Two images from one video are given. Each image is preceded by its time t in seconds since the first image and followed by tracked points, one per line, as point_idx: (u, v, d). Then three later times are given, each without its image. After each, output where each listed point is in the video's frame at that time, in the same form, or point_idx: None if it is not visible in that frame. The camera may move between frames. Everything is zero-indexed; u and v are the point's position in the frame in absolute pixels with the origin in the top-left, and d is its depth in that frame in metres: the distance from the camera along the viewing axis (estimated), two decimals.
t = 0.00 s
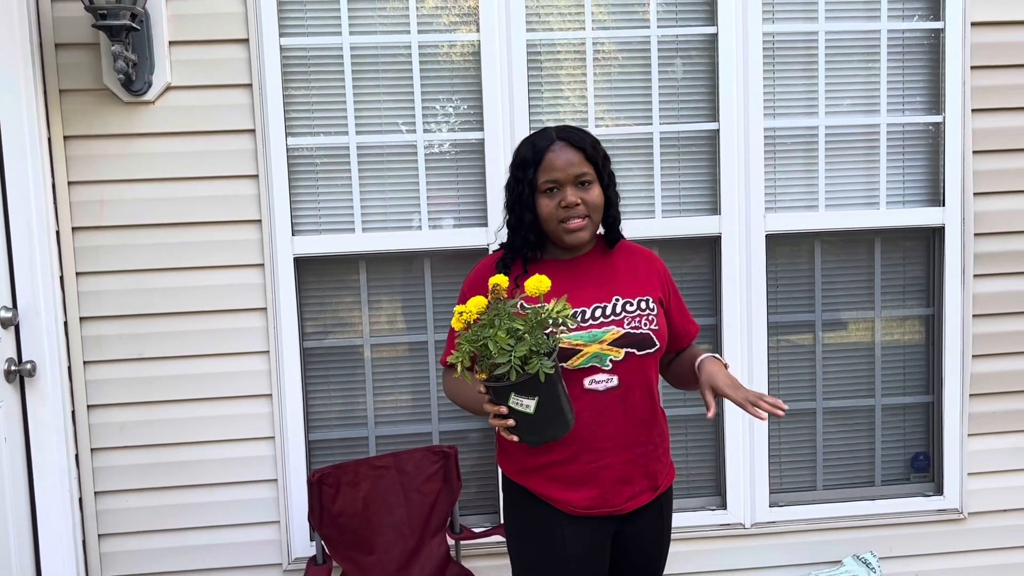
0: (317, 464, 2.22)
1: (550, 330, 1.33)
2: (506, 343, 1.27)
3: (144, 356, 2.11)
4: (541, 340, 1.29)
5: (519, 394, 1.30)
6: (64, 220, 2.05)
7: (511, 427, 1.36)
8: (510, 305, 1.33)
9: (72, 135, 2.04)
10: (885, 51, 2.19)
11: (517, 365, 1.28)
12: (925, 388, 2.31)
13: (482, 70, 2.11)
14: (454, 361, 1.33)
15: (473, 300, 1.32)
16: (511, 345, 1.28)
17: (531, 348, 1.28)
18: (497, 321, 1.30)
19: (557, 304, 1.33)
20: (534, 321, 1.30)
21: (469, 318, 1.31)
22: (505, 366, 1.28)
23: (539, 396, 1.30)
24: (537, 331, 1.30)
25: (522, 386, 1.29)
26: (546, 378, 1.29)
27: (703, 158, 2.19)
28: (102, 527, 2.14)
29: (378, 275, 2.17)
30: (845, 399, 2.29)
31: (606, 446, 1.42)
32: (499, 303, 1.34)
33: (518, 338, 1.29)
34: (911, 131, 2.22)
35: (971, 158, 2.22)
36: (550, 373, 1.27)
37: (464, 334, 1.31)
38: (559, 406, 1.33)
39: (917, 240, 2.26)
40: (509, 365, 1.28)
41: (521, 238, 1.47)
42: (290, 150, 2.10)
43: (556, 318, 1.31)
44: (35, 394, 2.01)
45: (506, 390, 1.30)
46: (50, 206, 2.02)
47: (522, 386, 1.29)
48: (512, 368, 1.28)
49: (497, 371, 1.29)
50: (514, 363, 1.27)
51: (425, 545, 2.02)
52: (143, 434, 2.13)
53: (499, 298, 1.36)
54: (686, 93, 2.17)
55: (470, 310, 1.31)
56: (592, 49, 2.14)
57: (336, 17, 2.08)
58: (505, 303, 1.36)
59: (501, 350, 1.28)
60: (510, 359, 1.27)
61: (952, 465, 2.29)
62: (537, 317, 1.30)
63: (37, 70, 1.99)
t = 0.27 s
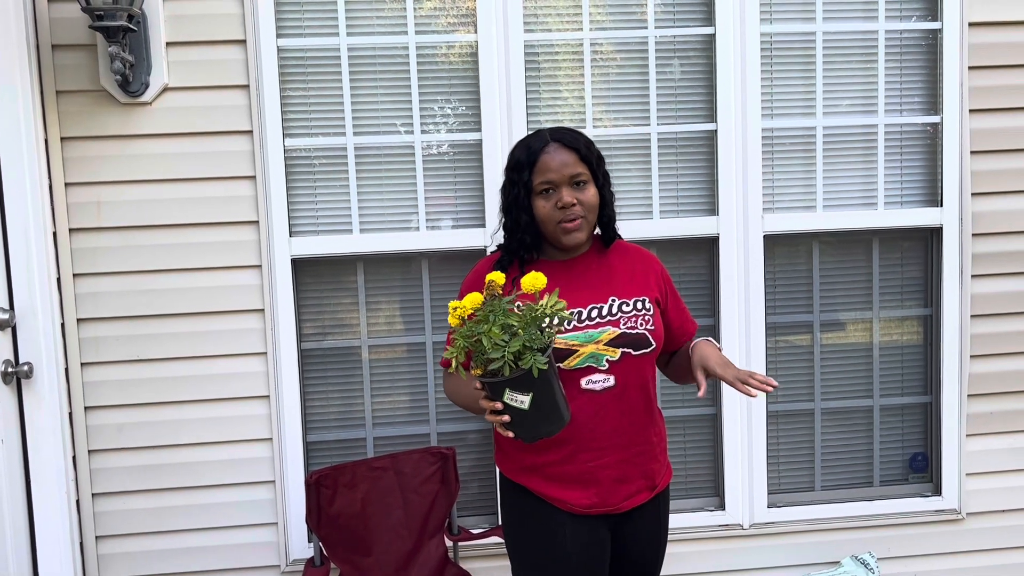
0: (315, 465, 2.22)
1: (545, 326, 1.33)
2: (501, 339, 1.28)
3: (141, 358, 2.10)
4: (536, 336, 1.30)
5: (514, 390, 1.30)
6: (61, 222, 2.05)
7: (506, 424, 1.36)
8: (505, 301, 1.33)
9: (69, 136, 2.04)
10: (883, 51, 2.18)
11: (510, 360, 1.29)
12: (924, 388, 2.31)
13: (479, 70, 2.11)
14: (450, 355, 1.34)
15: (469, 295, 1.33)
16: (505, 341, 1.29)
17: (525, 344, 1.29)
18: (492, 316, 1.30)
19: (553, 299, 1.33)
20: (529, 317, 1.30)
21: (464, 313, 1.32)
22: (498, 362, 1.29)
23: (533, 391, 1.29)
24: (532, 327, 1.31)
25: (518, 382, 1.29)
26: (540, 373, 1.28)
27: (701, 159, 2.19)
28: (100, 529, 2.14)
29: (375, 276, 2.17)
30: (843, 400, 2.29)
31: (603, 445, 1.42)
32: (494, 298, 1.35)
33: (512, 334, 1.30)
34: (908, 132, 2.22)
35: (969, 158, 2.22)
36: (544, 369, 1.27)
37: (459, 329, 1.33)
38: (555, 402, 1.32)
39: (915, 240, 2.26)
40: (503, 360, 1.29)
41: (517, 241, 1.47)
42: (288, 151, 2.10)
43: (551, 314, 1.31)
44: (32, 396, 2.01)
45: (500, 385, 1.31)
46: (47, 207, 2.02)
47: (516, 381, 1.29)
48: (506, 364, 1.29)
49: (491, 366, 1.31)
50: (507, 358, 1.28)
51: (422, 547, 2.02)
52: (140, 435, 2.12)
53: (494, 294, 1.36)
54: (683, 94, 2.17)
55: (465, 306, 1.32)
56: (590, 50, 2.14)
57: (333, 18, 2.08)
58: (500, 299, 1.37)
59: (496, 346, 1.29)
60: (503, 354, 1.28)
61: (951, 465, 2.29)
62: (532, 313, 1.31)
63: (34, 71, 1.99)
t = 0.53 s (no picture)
0: (313, 466, 2.21)
1: (535, 324, 1.33)
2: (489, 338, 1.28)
3: (139, 359, 2.10)
4: (524, 335, 1.29)
5: (503, 389, 1.30)
6: (58, 223, 2.04)
7: (497, 421, 1.37)
8: (494, 300, 1.33)
9: (66, 137, 2.03)
10: (881, 51, 2.18)
11: (499, 359, 1.28)
12: (922, 389, 2.31)
13: (477, 71, 2.11)
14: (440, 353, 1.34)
15: (460, 295, 1.33)
16: (493, 339, 1.28)
17: (514, 342, 1.28)
18: (482, 315, 1.30)
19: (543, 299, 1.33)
20: (518, 316, 1.30)
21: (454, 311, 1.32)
22: (487, 360, 1.29)
23: (522, 390, 1.30)
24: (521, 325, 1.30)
25: (506, 381, 1.29)
26: (529, 372, 1.29)
27: (699, 160, 2.19)
28: (97, 531, 2.13)
29: (373, 277, 2.16)
30: (842, 400, 2.29)
31: (596, 444, 1.43)
32: (484, 298, 1.34)
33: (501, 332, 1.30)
34: (907, 132, 2.21)
35: (967, 158, 2.21)
36: (533, 367, 1.28)
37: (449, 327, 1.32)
38: (544, 400, 1.33)
39: (913, 240, 2.25)
40: (491, 359, 1.29)
41: (511, 242, 1.48)
42: (285, 152, 2.10)
43: (541, 314, 1.31)
44: (29, 398, 2.01)
45: (489, 384, 1.31)
46: (44, 209, 2.02)
47: (505, 380, 1.29)
48: (495, 362, 1.29)
49: (480, 364, 1.30)
50: (496, 357, 1.28)
51: (420, 549, 2.01)
52: (138, 437, 2.12)
53: (484, 293, 1.36)
54: (681, 94, 2.17)
55: (455, 304, 1.32)
56: (588, 50, 2.14)
57: (331, 19, 2.08)
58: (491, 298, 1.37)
59: (484, 344, 1.28)
60: (492, 353, 1.28)
61: (949, 465, 2.28)
62: (521, 312, 1.30)
63: (31, 72, 1.98)
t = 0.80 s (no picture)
0: (314, 468, 2.21)
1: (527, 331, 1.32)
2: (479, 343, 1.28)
3: (140, 361, 2.10)
4: (514, 341, 1.29)
5: (493, 393, 1.31)
6: (59, 225, 2.05)
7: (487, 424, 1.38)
8: (488, 305, 1.33)
9: (67, 139, 2.04)
10: (881, 51, 2.18)
11: (488, 364, 1.28)
12: (924, 389, 2.31)
13: (477, 72, 2.11)
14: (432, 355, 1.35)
15: (455, 298, 1.33)
16: (484, 345, 1.29)
17: (503, 348, 1.28)
18: (473, 320, 1.30)
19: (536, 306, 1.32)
20: (510, 322, 1.29)
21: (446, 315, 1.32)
22: (477, 365, 1.29)
23: (511, 395, 1.30)
24: (512, 332, 1.30)
25: (495, 387, 1.30)
26: (518, 379, 1.29)
27: (700, 160, 2.19)
28: (98, 532, 2.13)
29: (374, 278, 2.16)
30: (843, 401, 2.29)
31: (595, 445, 1.42)
32: (479, 302, 1.34)
33: (492, 338, 1.30)
34: (908, 132, 2.21)
35: (968, 158, 2.21)
36: (521, 374, 1.27)
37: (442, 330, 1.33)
38: (533, 405, 1.33)
39: (914, 240, 2.25)
40: (481, 363, 1.29)
41: (511, 242, 1.48)
42: (286, 153, 2.10)
43: (533, 322, 1.31)
44: (30, 399, 2.01)
45: (479, 388, 1.31)
46: (44, 211, 2.02)
47: (494, 385, 1.30)
48: (484, 367, 1.29)
49: (470, 368, 1.30)
50: (486, 362, 1.28)
51: (421, 551, 2.01)
52: (139, 439, 2.12)
53: (479, 297, 1.36)
54: (682, 95, 2.17)
55: (447, 307, 1.32)
56: (588, 51, 2.14)
57: (331, 20, 2.08)
58: (486, 302, 1.36)
59: (474, 350, 1.29)
60: (481, 358, 1.28)
61: (951, 466, 2.28)
62: (513, 320, 1.30)
63: (32, 74, 1.98)
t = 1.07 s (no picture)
0: (315, 468, 2.21)
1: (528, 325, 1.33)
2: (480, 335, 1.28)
3: (140, 361, 2.10)
4: (516, 334, 1.29)
5: (494, 387, 1.30)
6: (59, 225, 2.04)
7: (488, 419, 1.38)
8: (489, 298, 1.33)
9: (67, 139, 2.03)
10: (882, 51, 2.18)
11: (489, 356, 1.28)
12: (925, 389, 2.30)
13: (478, 72, 2.10)
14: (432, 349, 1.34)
15: (456, 293, 1.33)
16: (485, 337, 1.29)
17: (505, 341, 1.28)
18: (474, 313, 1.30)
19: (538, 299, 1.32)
20: (511, 315, 1.29)
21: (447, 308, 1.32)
22: (478, 357, 1.29)
23: (512, 389, 1.30)
24: (514, 324, 1.30)
25: (496, 379, 1.30)
26: (519, 371, 1.29)
27: (701, 160, 2.19)
28: (99, 533, 2.13)
29: (375, 278, 2.16)
30: (845, 400, 2.28)
31: (594, 444, 1.42)
32: (479, 296, 1.34)
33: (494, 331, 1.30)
34: (908, 132, 2.21)
35: (969, 158, 2.21)
36: (523, 366, 1.27)
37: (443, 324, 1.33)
38: (535, 400, 1.32)
39: (916, 239, 2.25)
40: (483, 356, 1.29)
41: (510, 241, 1.48)
42: (286, 153, 2.10)
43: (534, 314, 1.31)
44: (31, 400, 2.01)
45: (480, 381, 1.31)
46: (45, 212, 2.01)
47: (494, 379, 1.30)
48: (485, 360, 1.29)
49: (471, 361, 1.30)
50: (487, 355, 1.28)
51: (422, 551, 2.01)
52: (139, 439, 2.12)
53: (480, 292, 1.36)
54: (682, 95, 2.17)
55: (447, 301, 1.32)
56: (589, 51, 2.13)
57: (331, 20, 2.08)
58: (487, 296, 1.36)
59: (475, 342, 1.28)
60: (483, 350, 1.28)
61: (952, 465, 2.28)
62: (514, 312, 1.30)
63: (32, 74, 1.98)
